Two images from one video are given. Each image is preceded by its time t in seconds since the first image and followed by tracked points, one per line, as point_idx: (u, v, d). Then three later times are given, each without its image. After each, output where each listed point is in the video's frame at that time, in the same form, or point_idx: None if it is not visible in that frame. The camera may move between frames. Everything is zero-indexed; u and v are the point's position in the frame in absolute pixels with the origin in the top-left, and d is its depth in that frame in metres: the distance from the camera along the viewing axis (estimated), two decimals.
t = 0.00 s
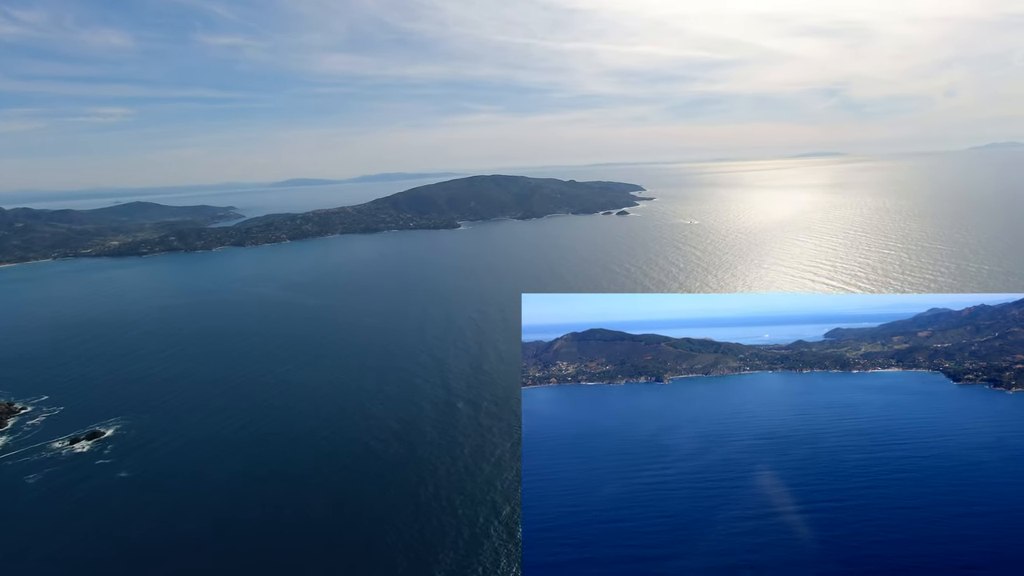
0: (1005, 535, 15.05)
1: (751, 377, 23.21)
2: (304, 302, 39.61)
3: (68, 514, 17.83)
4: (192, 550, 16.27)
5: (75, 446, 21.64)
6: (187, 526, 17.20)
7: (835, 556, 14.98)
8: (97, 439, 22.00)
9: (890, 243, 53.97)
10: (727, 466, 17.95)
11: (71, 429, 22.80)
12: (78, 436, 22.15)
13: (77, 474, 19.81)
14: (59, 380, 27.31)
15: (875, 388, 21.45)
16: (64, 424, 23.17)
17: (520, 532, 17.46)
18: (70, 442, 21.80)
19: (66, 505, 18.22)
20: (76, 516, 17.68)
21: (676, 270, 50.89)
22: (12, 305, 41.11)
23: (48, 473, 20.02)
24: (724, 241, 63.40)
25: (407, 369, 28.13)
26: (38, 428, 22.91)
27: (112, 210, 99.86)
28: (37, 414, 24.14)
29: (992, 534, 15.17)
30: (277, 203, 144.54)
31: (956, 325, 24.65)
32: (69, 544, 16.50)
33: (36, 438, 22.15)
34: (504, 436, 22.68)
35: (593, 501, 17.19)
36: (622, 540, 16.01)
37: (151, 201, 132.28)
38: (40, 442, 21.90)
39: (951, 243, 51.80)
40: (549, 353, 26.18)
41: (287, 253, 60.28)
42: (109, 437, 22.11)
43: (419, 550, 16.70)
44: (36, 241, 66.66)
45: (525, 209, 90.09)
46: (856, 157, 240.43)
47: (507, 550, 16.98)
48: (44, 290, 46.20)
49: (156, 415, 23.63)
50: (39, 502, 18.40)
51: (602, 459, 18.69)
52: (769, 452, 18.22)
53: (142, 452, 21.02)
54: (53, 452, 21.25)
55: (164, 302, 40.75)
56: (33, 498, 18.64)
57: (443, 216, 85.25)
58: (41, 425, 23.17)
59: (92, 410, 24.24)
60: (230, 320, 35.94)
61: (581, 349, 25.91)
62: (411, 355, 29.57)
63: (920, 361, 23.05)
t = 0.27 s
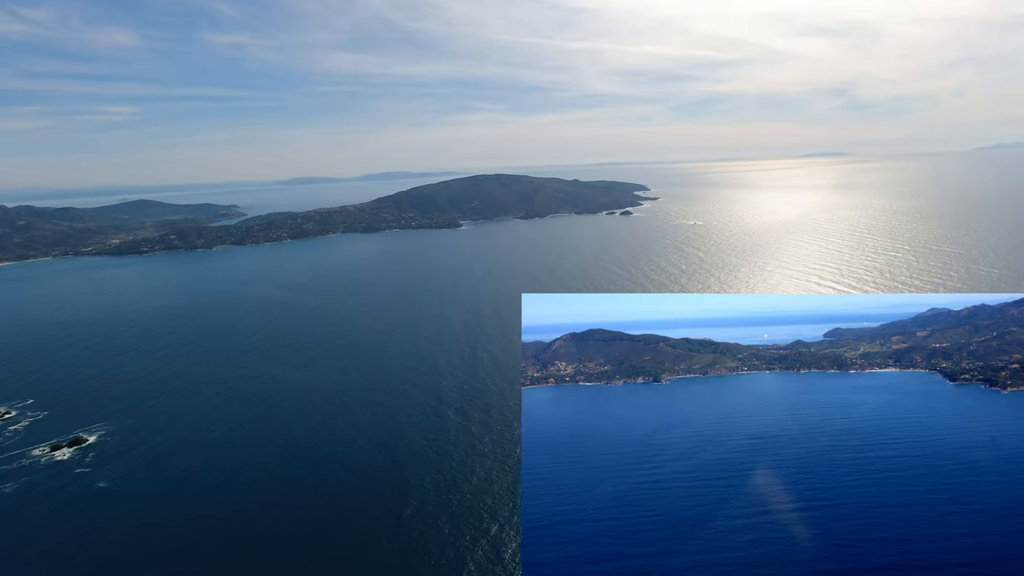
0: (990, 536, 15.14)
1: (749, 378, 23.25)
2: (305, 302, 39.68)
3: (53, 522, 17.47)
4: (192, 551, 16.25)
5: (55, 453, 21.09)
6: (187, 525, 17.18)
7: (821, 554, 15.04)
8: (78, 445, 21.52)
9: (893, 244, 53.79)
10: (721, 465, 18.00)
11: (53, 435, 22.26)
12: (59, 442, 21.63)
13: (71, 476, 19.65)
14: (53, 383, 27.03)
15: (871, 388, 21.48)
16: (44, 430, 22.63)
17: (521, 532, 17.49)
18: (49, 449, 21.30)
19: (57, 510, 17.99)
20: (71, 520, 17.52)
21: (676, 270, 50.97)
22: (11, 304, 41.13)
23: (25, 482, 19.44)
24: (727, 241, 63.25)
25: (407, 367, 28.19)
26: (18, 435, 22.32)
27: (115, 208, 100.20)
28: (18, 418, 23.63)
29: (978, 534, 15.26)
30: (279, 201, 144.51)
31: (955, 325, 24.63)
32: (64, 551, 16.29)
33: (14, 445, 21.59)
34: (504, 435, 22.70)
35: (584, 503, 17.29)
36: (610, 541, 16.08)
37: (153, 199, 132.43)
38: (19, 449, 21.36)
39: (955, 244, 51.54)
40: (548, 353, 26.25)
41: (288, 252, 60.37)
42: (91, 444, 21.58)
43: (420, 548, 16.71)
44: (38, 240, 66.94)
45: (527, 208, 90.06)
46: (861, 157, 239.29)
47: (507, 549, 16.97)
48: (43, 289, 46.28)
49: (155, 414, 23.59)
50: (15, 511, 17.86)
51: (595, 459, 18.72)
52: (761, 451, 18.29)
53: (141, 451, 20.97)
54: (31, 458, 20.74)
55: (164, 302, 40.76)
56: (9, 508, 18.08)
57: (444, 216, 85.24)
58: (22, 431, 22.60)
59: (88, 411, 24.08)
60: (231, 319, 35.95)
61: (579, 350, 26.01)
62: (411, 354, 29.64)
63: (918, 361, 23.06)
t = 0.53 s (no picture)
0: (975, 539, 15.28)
1: (745, 385, 23.36)
2: (307, 303, 39.86)
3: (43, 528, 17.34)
4: (195, 553, 16.44)
5: (31, 464, 20.55)
6: (191, 527, 17.38)
7: (807, 559, 15.20)
8: (56, 454, 21.06)
9: (893, 247, 53.81)
10: (713, 472, 18.10)
11: (31, 444, 21.72)
12: (36, 452, 21.15)
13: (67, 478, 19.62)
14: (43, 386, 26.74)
15: (864, 394, 21.68)
16: (23, 438, 22.12)
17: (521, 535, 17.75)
18: (25, 459, 20.82)
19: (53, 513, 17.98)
20: (70, 522, 17.58)
21: (675, 272, 51.14)
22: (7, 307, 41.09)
23: None
24: (727, 243, 63.26)
25: (408, 370, 28.41)
26: None
27: (115, 207, 100.49)
28: None
29: (964, 537, 15.38)
30: (280, 200, 144.21)
31: (951, 329, 24.74)
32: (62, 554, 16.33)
33: None
34: (504, 438, 22.91)
35: (574, 511, 17.47)
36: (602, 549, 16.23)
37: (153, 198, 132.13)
38: None
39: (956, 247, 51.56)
40: (544, 364, 26.45)
41: (287, 253, 60.52)
42: (70, 454, 21.10)
43: (418, 551, 16.93)
44: (36, 240, 67.09)
45: (528, 209, 90.10)
46: (863, 157, 238.81)
47: (508, 552, 17.21)
48: (39, 290, 46.34)
49: (155, 414, 23.71)
50: None
51: (587, 468, 18.88)
52: (753, 456, 18.49)
53: (140, 452, 21.08)
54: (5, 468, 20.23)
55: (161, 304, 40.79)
56: None
57: (444, 217, 85.26)
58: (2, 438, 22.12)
59: (85, 412, 24.08)
60: (231, 321, 36.05)
61: (575, 360, 26.16)
62: (412, 357, 29.87)
63: (913, 367, 23.19)
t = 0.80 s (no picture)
0: (962, 533, 15.20)
1: (744, 381, 23.32)
2: (308, 305, 39.97)
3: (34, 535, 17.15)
4: (194, 554, 16.40)
5: (8, 477, 19.88)
6: (190, 527, 17.36)
7: (800, 553, 15.18)
8: (35, 467, 20.42)
9: (894, 246, 53.74)
10: (708, 468, 18.09)
11: (7, 458, 21.01)
12: (12, 465, 20.43)
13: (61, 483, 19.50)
14: (36, 390, 26.56)
15: (862, 389, 21.64)
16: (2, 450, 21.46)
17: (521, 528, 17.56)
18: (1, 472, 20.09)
19: (48, 518, 17.87)
20: (66, 526, 17.48)
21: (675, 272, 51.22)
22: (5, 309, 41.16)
23: None
24: (729, 242, 63.21)
25: (408, 368, 28.39)
26: None
27: (116, 210, 100.81)
28: None
29: (952, 531, 15.29)
30: (281, 203, 144.40)
31: (952, 324, 24.66)
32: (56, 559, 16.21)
33: None
34: (505, 434, 22.80)
35: (567, 507, 17.49)
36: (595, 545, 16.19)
37: (154, 200, 132.43)
38: None
39: (958, 247, 51.44)
40: (545, 360, 26.36)
41: (287, 255, 60.64)
42: (48, 468, 20.44)
43: (414, 545, 16.89)
44: (36, 243, 67.15)
45: (529, 209, 90.17)
46: (865, 157, 238.50)
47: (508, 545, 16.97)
48: (37, 292, 46.39)
49: (155, 418, 23.72)
50: None
51: (581, 464, 18.91)
52: (748, 452, 18.45)
53: (138, 456, 21.08)
54: None
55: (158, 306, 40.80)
56: None
57: (445, 218, 85.34)
58: None
59: (82, 416, 24.04)
60: (231, 323, 36.10)
61: (576, 356, 26.12)
62: (413, 356, 29.90)
63: (913, 362, 23.12)
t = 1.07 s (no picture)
0: (949, 533, 15.22)
1: (742, 381, 23.40)
2: (308, 308, 40.00)
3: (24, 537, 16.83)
4: (192, 549, 16.40)
5: None
6: (189, 526, 17.30)
7: (793, 549, 15.22)
8: (8, 484, 19.35)
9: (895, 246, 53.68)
10: (702, 467, 18.18)
11: None
12: None
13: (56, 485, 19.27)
14: (25, 394, 26.14)
15: (858, 389, 21.74)
16: None
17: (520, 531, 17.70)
18: None
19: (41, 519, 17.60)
20: (62, 526, 17.29)
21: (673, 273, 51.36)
22: None
23: None
24: (728, 243, 63.31)
25: (408, 370, 28.51)
26: None
27: (113, 212, 100.58)
28: None
29: (939, 532, 15.30)
30: (280, 204, 144.20)
31: (951, 324, 24.68)
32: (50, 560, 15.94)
33: None
34: (505, 436, 22.93)
35: (561, 506, 17.52)
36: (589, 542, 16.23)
37: (152, 201, 132.03)
38: None
39: (956, 246, 51.51)
40: (544, 360, 26.12)
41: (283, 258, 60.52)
42: (22, 483, 19.42)
43: (413, 542, 16.99)
44: (31, 247, 66.89)
45: (528, 211, 90.25)
46: (866, 157, 238.07)
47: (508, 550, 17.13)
48: (31, 294, 46.12)
49: (151, 419, 23.70)
50: None
51: (575, 463, 18.98)
52: (744, 452, 18.56)
53: (134, 455, 21.04)
54: None
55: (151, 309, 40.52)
56: None
57: (444, 219, 85.32)
58: None
59: (77, 418, 23.83)
60: (225, 327, 35.98)
61: (576, 356, 26.21)
62: (413, 357, 30.02)
63: (911, 363, 23.16)
